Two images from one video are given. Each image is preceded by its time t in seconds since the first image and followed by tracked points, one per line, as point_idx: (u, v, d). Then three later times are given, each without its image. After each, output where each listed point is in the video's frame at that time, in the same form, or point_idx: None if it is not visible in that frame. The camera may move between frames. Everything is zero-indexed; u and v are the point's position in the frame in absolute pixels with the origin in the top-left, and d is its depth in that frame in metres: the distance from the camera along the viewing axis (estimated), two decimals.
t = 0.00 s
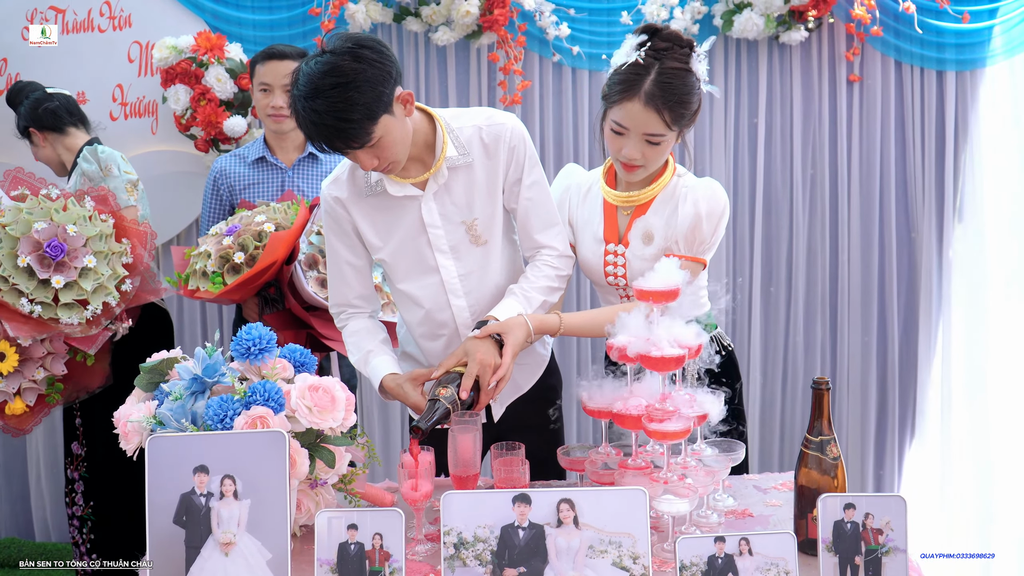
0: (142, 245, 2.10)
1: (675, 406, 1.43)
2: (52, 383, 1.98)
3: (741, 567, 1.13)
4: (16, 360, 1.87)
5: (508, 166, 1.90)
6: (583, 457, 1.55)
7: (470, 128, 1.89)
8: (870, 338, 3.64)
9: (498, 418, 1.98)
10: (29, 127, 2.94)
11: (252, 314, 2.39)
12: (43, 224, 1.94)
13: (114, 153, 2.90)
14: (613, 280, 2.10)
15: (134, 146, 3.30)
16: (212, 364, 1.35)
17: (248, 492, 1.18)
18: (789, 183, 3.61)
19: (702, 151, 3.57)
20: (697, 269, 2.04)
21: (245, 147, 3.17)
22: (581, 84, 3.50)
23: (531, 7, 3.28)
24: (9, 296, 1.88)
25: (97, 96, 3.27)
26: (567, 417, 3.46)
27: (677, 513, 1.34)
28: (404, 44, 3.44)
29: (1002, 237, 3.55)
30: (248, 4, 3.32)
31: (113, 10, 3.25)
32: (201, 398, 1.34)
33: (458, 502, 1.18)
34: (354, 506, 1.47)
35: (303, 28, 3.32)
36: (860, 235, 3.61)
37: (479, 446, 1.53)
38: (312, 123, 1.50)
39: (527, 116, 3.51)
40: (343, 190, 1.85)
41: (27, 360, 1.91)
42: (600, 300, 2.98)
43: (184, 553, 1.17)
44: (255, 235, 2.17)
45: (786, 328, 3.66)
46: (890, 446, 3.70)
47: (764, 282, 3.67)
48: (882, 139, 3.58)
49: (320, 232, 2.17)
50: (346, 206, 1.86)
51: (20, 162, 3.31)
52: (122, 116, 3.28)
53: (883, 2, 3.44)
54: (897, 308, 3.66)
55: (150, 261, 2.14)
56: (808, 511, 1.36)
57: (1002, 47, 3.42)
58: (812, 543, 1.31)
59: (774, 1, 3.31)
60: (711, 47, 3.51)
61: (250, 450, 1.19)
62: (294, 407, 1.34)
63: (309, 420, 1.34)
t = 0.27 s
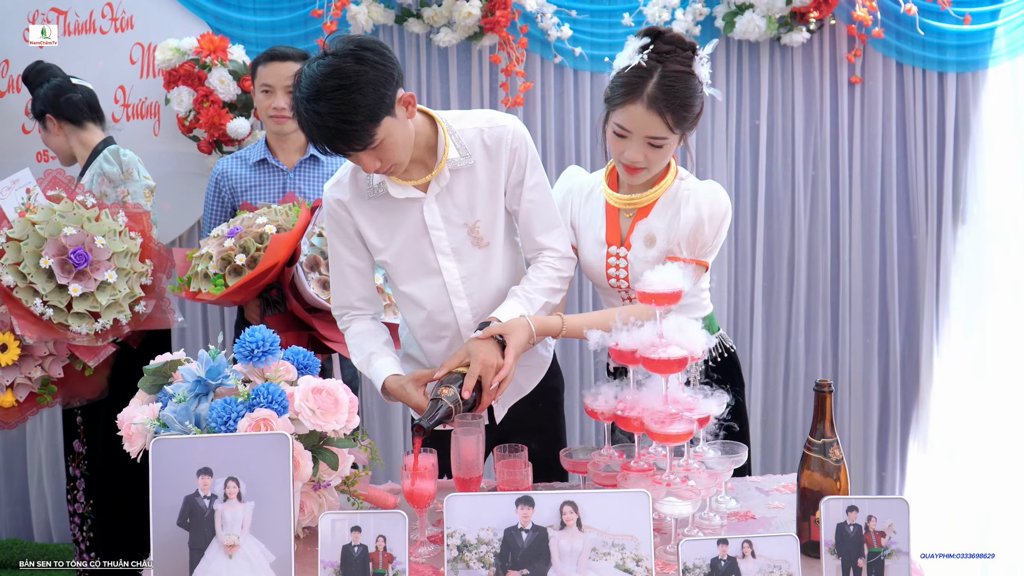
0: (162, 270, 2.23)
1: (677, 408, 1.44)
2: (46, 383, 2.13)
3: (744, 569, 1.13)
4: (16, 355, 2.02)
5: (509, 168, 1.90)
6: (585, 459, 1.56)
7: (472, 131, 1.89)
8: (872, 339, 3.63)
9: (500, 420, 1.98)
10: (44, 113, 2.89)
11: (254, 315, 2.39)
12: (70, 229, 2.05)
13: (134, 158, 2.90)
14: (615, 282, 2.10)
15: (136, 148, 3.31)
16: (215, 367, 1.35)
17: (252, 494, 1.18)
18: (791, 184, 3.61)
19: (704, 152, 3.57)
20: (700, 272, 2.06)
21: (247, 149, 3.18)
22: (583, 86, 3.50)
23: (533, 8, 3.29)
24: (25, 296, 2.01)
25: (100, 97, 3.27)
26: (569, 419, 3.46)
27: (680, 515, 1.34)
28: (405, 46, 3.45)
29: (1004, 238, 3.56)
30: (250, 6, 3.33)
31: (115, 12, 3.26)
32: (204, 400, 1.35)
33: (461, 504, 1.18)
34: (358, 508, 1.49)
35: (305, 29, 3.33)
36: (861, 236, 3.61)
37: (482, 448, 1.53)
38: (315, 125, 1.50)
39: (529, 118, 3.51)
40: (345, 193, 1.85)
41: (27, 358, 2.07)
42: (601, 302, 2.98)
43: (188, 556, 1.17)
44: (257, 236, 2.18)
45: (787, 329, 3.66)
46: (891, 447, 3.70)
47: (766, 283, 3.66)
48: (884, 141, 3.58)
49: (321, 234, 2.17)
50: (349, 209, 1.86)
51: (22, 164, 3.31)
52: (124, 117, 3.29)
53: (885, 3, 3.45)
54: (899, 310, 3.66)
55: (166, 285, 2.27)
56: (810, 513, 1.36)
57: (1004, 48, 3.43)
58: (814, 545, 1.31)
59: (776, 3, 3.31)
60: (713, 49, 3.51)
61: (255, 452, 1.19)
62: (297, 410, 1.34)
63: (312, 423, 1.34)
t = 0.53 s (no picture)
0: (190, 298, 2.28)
1: (682, 408, 1.44)
2: (48, 374, 2.13)
3: (748, 568, 1.13)
4: (33, 336, 2.04)
5: (514, 167, 1.91)
6: (589, 459, 1.56)
7: (476, 130, 1.89)
8: (873, 339, 3.63)
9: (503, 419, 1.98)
10: (52, 105, 2.88)
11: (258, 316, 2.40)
12: (121, 242, 2.13)
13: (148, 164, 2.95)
14: (618, 283, 2.10)
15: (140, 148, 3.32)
16: (220, 366, 1.35)
17: (258, 493, 1.19)
18: (793, 185, 3.61)
19: (707, 152, 3.57)
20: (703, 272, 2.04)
21: (250, 149, 3.18)
22: (585, 86, 3.50)
23: (536, 9, 3.29)
24: (70, 293, 2.08)
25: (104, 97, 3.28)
26: (571, 419, 3.47)
27: (684, 514, 1.34)
28: (408, 46, 3.45)
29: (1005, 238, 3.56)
30: (254, 6, 3.34)
31: (119, 12, 3.27)
32: (210, 399, 1.35)
33: (466, 503, 1.18)
34: (362, 506, 1.49)
35: (308, 30, 3.34)
36: (863, 236, 3.61)
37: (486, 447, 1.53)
38: (322, 122, 1.51)
39: (531, 118, 3.52)
40: (350, 190, 1.86)
41: (40, 346, 2.09)
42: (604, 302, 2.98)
43: (194, 554, 1.18)
44: (260, 237, 2.19)
45: (790, 330, 3.66)
46: (893, 447, 3.69)
47: (768, 284, 3.66)
48: (886, 141, 3.58)
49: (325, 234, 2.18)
50: (353, 208, 1.87)
51: (26, 164, 3.32)
52: (128, 117, 3.30)
53: (888, 4, 3.45)
54: (901, 310, 3.66)
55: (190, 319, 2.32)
56: (814, 513, 1.36)
57: (1006, 49, 3.43)
58: (818, 544, 1.32)
59: (779, 3, 3.31)
60: (715, 49, 3.51)
61: (260, 452, 1.19)
62: (302, 409, 1.35)
63: (317, 422, 1.35)
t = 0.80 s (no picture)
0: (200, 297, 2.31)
1: (686, 406, 1.44)
2: (62, 366, 2.18)
3: (753, 565, 1.13)
4: (49, 325, 2.08)
5: (522, 165, 1.92)
6: (594, 457, 1.56)
7: (485, 126, 1.90)
8: (876, 338, 3.63)
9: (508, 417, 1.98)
10: (58, 104, 2.87)
11: (263, 314, 2.40)
12: (136, 237, 2.12)
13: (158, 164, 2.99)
14: (625, 289, 2.10)
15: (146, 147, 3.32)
16: (227, 363, 1.35)
17: (264, 490, 1.19)
18: (798, 184, 3.60)
19: (711, 151, 3.57)
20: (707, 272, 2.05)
21: (256, 148, 3.19)
22: (590, 85, 3.50)
23: (540, 8, 3.29)
24: (87, 284, 2.10)
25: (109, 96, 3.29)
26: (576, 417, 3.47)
27: (689, 512, 1.34)
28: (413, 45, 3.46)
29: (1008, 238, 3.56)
30: (259, 6, 3.35)
31: (124, 12, 3.28)
32: (216, 396, 1.35)
33: (472, 500, 1.19)
34: (368, 504, 1.50)
35: (313, 29, 3.35)
36: (867, 236, 3.61)
37: (491, 445, 1.54)
38: (362, 99, 1.51)
39: (535, 117, 3.52)
40: (358, 183, 1.86)
41: (56, 335, 2.13)
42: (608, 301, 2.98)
43: (200, 550, 1.18)
44: (266, 235, 2.19)
45: (794, 329, 3.66)
46: (897, 446, 3.69)
47: (772, 283, 3.66)
48: (890, 141, 3.57)
49: (331, 232, 2.19)
50: (360, 199, 1.87)
51: (32, 163, 3.32)
52: (134, 116, 3.30)
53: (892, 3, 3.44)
54: (905, 309, 3.66)
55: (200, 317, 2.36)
56: (819, 511, 1.36)
57: (1010, 49, 3.42)
58: (823, 542, 1.32)
59: (783, 2, 3.31)
60: (719, 49, 3.51)
61: (267, 449, 1.20)
62: (308, 406, 1.35)
63: (323, 419, 1.35)
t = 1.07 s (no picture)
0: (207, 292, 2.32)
1: (691, 404, 1.45)
2: (87, 355, 2.19)
3: (758, 562, 1.13)
4: (73, 314, 2.10)
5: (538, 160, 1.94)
6: (600, 454, 1.57)
7: (504, 119, 1.91)
8: (881, 337, 3.63)
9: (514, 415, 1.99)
10: (77, 94, 2.87)
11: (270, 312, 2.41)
12: (152, 229, 2.14)
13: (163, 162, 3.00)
14: (631, 294, 2.11)
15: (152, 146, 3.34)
16: (234, 360, 1.36)
17: (271, 486, 1.20)
18: (804, 184, 3.60)
19: (717, 150, 3.57)
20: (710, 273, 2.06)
21: (262, 147, 3.20)
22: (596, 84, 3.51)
23: (546, 7, 3.30)
24: (108, 274, 2.10)
25: (116, 95, 3.30)
26: (582, 416, 3.48)
27: (694, 509, 1.35)
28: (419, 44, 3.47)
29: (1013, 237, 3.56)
30: (265, 5, 3.36)
31: (131, 11, 3.29)
32: (224, 392, 1.36)
33: (478, 496, 1.20)
34: (375, 502, 1.49)
35: (320, 28, 3.37)
36: (873, 236, 3.61)
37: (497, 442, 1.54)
38: (417, 70, 1.51)
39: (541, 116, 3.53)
40: (375, 169, 1.86)
41: (80, 325, 2.14)
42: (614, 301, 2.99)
43: (208, 545, 1.18)
44: (275, 233, 2.20)
45: (799, 328, 3.66)
46: (902, 445, 3.68)
47: (779, 283, 3.66)
48: (896, 140, 3.56)
49: (339, 230, 2.21)
50: (377, 185, 1.87)
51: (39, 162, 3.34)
52: (141, 116, 3.32)
53: (898, 2, 3.44)
54: (911, 309, 3.65)
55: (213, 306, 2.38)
56: (824, 508, 1.36)
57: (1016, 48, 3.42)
58: (829, 540, 1.32)
59: (789, 1, 3.31)
60: (726, 48, 3.51)
61: (273, 445, 1.21)
62: (315, 403, 1.36)
63: (330, 416, 1.35)
